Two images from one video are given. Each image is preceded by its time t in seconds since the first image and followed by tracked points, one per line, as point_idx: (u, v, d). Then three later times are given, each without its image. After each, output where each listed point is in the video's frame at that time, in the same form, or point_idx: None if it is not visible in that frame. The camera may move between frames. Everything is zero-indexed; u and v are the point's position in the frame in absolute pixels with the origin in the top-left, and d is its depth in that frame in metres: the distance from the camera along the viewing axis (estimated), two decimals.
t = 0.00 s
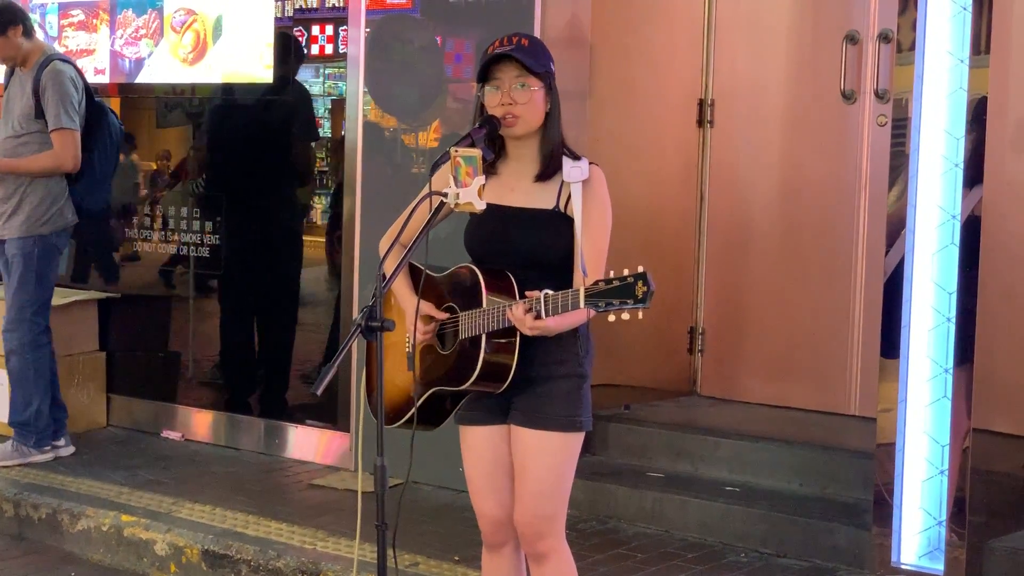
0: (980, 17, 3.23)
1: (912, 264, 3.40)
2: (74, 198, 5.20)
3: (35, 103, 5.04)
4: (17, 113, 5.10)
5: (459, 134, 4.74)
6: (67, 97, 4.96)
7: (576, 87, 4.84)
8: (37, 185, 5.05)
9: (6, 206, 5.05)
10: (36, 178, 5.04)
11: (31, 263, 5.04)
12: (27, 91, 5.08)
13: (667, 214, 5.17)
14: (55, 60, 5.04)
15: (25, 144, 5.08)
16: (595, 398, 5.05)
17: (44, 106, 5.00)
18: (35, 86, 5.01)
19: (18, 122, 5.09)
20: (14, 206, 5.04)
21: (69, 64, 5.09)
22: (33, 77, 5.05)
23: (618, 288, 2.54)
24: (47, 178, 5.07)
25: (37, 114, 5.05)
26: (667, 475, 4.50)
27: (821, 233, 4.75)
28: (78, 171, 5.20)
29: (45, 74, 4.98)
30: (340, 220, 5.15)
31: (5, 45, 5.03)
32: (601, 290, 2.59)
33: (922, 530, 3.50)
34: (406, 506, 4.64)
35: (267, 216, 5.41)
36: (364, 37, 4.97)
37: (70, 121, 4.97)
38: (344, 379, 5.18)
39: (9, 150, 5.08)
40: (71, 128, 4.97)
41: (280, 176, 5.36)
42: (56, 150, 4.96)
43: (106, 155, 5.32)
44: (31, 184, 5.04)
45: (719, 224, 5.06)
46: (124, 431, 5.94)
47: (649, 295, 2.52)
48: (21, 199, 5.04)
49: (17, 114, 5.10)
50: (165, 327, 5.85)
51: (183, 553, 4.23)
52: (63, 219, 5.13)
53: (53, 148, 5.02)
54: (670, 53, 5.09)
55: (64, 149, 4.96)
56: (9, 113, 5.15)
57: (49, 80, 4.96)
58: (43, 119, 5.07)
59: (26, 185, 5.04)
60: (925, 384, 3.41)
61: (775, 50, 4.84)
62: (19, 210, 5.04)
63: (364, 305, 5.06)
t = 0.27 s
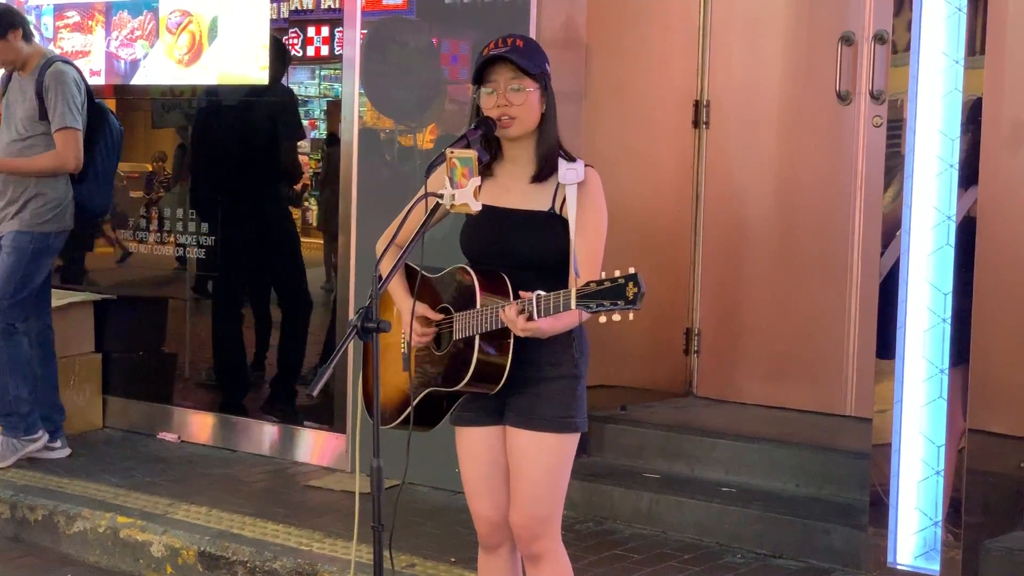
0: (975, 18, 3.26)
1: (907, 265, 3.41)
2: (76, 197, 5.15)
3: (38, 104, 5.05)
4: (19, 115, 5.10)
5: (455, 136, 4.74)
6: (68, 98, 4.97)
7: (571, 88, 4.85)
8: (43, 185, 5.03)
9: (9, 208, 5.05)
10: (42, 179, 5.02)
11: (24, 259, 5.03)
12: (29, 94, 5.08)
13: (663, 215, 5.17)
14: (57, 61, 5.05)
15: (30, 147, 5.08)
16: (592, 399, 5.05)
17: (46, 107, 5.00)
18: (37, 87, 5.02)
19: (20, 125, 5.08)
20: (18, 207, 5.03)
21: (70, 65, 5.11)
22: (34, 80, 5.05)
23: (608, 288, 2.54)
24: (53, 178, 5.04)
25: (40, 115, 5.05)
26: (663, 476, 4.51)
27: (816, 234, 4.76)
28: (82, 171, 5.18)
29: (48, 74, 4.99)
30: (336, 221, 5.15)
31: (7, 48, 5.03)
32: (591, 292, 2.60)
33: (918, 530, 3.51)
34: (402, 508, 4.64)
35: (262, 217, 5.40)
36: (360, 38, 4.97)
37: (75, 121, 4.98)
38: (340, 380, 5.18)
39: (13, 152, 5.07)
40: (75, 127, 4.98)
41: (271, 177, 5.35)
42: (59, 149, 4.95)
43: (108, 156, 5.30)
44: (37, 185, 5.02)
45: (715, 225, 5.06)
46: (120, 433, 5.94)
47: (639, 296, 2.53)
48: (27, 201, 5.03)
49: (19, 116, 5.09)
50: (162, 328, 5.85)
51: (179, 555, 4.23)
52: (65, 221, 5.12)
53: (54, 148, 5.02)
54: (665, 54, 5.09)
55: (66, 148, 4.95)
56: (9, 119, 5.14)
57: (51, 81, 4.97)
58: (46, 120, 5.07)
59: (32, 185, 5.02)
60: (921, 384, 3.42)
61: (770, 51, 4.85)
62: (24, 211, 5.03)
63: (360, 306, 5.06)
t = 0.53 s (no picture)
0: (972, 18, 3.24)
1: (903, 265, 3.40)
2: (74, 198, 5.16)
3: (36, 105, 5.04)
4: (17, 116, 5.09)
5: (452, 136, 4.73)
6: (67, 97, 4.96)
7: (568, 88, 4.85)
8: (42, 184, 5.04)
9: (8, 210, 5.05)
10: (41, 179, 5.04)
11: (34, 267, 5.05)
12: (27, 94, 5.07)
13: (660, 215, 5.17)
14: (55, 61, 5.05)
15: (30, 147, 5.08)
16: (588, 400, 5.05)
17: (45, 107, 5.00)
18: (36, 88, 5.01)
19: (19, 125, 5.08)
20: (18, 209, 5.04)
21: (68, 65, 5.10)
22: (33, 80, 5.05)
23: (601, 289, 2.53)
24: (50, 179, 5.06)
25: (39, 115, 5.04)
26: (660, 476, 4.51)
27: (813, 234, 4.76)
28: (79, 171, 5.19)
29: (46, 74, 4.99)
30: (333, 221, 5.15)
31: (4, 49, 5.02)
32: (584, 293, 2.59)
33: (914, 530, 3.51)
34: (399, 508, 4.63)
35: (259, 217, 5.39)
36: (356, 38, 4.97)
37: (72, 121, 4.97)
38: (337, 380, 5.17)
39: (14, 152, 5.08)
40: (73, 126, 4.97)
41: (266, 176, 5.33)
42: (57, 148, 4.95)
43: (105, 156, 5.29)
44: (36, 185, 5.04)
45: (712, 225, 5.06)
46: (117, 433, 5.94)
47: (633, 298, 2.51)
48: (26, 202, 5.04)
49: (17, 116, 5.09)
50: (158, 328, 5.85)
51: (176, 555, 4.23)
52: (64, 222, 5.12)
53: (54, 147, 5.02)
54: (662, 54, 5.09)
55: (65, 148, 4.95)
56: (6, 120, 5.13)
57: (50, 81, 4.96)
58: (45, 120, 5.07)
59: (30, 186, 5.04)
60: (917, 384, 3.42)
61: (767, 51, 4.86)
62: (24, 212, 5.04)
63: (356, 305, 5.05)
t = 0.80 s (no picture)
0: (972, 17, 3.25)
1: (904, 263, 3.41)
2: (74, 197, 5.16)
3: (37, 102, 5.05)
4: (18, 112, 5.09)
5: (452, 134, 4.74)
6: (68, 94, 4.97)
7: (568, 86, 4.85)
8: (40, 182, 5.05)
9: (7, 208, 5.05)
10: (39, 176, 5.04)
11: (34, 266, 5.05)
12: (28, 91, 5.07)
13: (660, 213, 5.17)
14: (56, 58, 5.05)
15: (29, 144, 5.09)
16: (588, 398, 5.05)
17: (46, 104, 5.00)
18: (37, 85, 5.02)
19: (19, 122, 5.08)
20: (16, 207, 5.04)
21: (70, 62, 5.10)
22: (34, 77, 5.05)
23: (605, 287, 2.53)
24: (48, 176, 5.06)
25: (40, 112, 5.04)
26: (660, 474, 4.51)
27: (813, 232, 4.76)
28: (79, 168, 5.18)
29: (48, 71, 4.99)
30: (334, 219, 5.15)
31: (4, 45, 5.02)
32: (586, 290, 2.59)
33: (914, 529, 3.51)
34: (400, 505, 4.64)
35: (260, 215, 5.40)
36: (357, 36, 4.97)
37: (74, 117, 4.97)
38: (337, 378, 5.18)
39: (14, 149, 5.08)
40: (74, 123, 4.97)
41: (269, 175, 5.35)
42: (58, 145, 4.96)
43: (106, 154, 5.29)
44: (34, 183, 5.04)
45: (713, 223, 5.06)
46: (117, 431, 5.94)
47: (635, 295, 2.52)
48: (25, 198, 5.04)
49: (18, 113, 5.09)
50: (159, 326, 5.85)
51: (177, 552, 4.23)
52: (64, 220, 5.13)
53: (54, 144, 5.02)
54: (662, 52, 5.09)
55: (65, 145, 4.95)
56: (6, 116, 5.14)
57: (51, 78, 4.97)
58: (46, 117, 5.07)
59: (29, 182, 5.04)
60: (917, 382, 3.42)
61: (767, 49, 4.86)
62: (24, 209, 5.04)
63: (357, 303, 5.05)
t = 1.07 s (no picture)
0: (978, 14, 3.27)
1: (908, 261, 3.41)
2: (77, 192, 5.15)
3: (43, 98, 5.05)
4: (23, 109, 5.10)
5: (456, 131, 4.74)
6: (74, 91, 4.98)
7: (573, 83, 4.85)
8: (45, 178, 5.05)
9: (11, 206, 5.05)
10: (43, 172, 5.04)
11: (40, 262, 5.06)
12: (33, 88, 5.08)
13: (664, 209, 5.17)
14: (63, 55, 5.06)
15: (35, 140, 5.10)
16: (592, 395, 5.06)
17: (52, 101, 5.01)
18: (43, 81, 5.03)
19: (24, 118, 5.09)
20: (20, 205, 5.04)
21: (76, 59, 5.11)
22: (39, 74, 5.06)
23: (607, 283, 2.50)
24: (53, 173, 5.07)
25: (46, 109, 5.05)
26: (664, 472, 4.51)
27: (817, 229, 4.75)
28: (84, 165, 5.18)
29: (55, 68, 5.00)
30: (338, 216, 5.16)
31: (9, 41, 5.01)
32: (588, 287, 2.56)
33: (918, 526, 3.51)
34: (404, 502, 4.65)
35: (265, 211, 5.40)
36: (361, 33, 4.98)
37: (81, 114, 4.99)
38: (341, 374, 5.18)
39: (18, 145, 5.09)
40: (81, 120, 4.99)
41: (274, 171, 5.36)
42: (64, 142, 4.97)
43: (111, 151, 5.29)
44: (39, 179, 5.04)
45: (717, 220, 5.06)
46: (121, 427, 5.95)
47: (639, 292, 2.50)
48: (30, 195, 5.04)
49: (23, 110, 5.10)
50: (163, 322, 5.86)
51: (181, 548, 4.24)
52: (69, 216, 5.15)
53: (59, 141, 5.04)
54: (667, 49, 5.09)
55: (70, 142, 4.97)
56: (11, 113, 5.15)
57: (57, 74, 4.99)
58: (52, 114, 5.08)
59: (34, 178, 5.03)
60: (922, 380, 3.42)
61: (772, 46, 4.85)
62: (29, 206, 5.04)
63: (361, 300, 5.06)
